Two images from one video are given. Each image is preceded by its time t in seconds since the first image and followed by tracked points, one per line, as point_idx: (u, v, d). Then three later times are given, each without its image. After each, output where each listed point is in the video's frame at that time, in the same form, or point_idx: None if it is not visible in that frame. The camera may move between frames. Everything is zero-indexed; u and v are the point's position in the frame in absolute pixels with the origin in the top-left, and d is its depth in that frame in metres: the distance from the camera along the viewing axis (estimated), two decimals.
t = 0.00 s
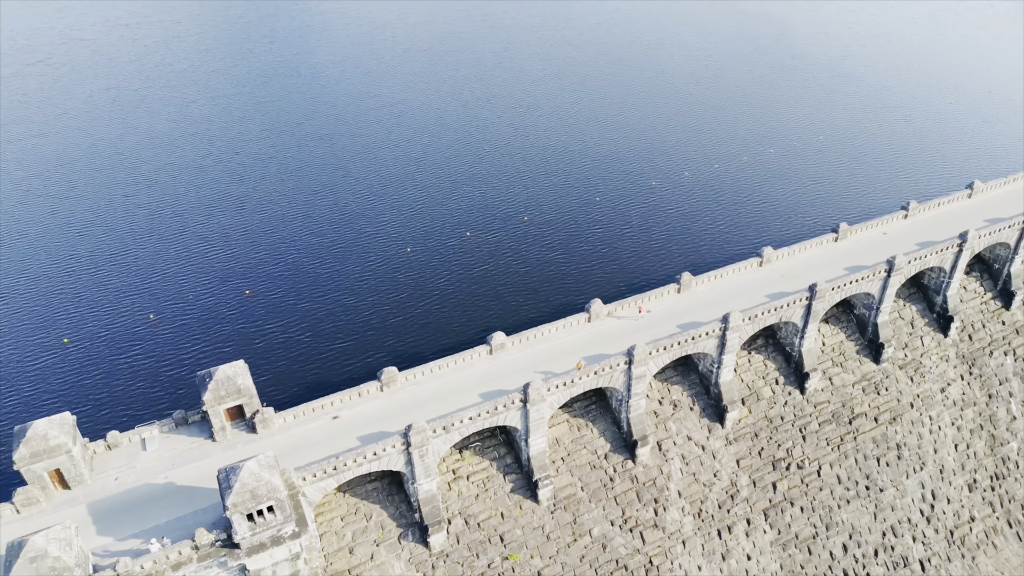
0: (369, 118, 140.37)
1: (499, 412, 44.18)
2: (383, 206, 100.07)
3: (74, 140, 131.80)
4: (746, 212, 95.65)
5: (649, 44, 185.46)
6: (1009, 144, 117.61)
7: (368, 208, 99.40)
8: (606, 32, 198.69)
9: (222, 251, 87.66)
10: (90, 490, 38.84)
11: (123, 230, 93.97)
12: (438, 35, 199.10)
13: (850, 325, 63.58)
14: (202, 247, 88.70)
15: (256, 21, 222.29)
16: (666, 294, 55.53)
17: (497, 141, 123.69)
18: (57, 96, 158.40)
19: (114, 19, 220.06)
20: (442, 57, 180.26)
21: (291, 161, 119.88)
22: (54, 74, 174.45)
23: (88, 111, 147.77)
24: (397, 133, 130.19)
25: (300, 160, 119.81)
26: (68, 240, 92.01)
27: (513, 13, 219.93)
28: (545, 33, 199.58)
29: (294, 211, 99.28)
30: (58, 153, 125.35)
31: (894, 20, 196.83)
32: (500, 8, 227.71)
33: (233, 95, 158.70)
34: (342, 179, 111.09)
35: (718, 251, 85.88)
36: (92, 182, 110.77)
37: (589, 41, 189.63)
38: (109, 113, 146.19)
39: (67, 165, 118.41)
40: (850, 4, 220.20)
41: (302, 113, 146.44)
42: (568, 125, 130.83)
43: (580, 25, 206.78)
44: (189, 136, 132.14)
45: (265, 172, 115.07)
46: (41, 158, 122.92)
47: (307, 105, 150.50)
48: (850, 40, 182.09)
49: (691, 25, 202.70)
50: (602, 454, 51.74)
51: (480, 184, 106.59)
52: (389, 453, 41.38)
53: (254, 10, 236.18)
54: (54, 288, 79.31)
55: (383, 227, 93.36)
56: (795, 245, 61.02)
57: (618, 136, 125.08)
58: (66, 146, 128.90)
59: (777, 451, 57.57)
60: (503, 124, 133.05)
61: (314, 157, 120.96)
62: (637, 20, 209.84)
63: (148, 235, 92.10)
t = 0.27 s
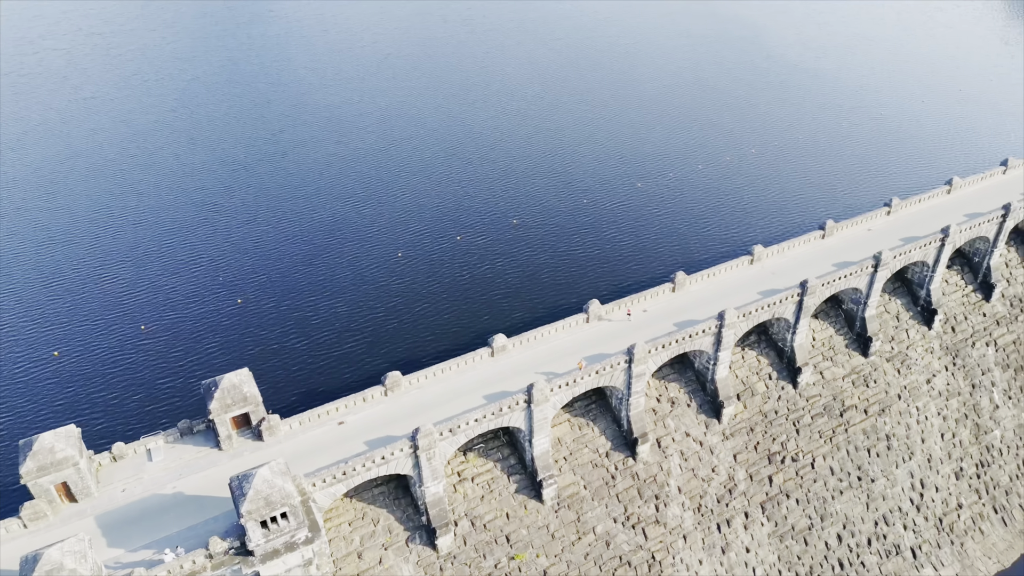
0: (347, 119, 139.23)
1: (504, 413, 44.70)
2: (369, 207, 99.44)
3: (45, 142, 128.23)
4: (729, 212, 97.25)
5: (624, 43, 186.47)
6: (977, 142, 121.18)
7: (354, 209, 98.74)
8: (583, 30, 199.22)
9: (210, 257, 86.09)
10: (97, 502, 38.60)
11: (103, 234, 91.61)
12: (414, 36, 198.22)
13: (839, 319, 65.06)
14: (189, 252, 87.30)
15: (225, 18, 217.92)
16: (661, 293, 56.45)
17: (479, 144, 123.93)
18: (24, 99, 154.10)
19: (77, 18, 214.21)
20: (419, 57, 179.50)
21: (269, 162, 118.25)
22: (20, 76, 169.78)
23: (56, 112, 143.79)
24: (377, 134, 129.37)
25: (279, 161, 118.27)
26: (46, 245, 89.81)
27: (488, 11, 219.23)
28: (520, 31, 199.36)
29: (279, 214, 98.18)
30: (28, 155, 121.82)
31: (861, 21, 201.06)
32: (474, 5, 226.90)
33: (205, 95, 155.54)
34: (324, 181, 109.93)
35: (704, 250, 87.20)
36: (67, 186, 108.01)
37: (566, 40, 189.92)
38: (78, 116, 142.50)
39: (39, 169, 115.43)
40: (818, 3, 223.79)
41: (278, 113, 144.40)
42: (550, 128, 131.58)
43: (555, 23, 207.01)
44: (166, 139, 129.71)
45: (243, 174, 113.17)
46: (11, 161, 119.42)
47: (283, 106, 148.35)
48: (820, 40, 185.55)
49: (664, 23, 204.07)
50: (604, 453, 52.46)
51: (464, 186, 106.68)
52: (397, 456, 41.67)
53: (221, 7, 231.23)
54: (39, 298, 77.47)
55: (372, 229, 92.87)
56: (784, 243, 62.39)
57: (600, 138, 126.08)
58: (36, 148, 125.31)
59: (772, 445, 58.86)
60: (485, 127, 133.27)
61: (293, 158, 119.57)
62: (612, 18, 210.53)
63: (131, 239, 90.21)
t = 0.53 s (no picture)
0: (330, 125, 138.65)
1: (509, 414, 45.22)
2: (358, 214, 99.34)
3: (21, 151, 125.73)
4: (715, 212, 98.77)
5: (603, 46, 187.95)
6: (951, 138, 124.15)
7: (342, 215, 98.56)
8: (562, 33, 200.12)
9: (200, 265, 85.24)
10: (105, 514, 38.42)
11: (89, 245, 90.29)
12: (393, 40, 197.85)
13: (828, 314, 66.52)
14: (178, 261, 86.37)
15: (200, 23, 214.99)
16: (657, 293, 57.38)
17: (463, 149, 124.22)
18: None
19: (47, 26, 210.30)
20: (399, 62, 179.28)
21: (253, 169, 117.39)
22: None
23: (32, 121, 141.20)
24: (362, 140, 129.00)
25: (262, 168, 117.42)
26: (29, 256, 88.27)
27: (466, 14, 219.37)
28: (499, 34, 199.86)
29: (267, 221, 97.55)
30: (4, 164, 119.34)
31: (834, 21, 204.72)
32: (453, 9, 226.71)
33: (183, 102, 153.74)
34: (310, 187, 109.44)
35: (692, 251, 88.59)
36: (46, 196, 106.15)
37: (546, 43, 190.90)
38: (53, 125, 140.12)
39: (17, 179, 113.27)
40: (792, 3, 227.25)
41: (260, 119, 143.45)
42: (534, 131, 132.26)
43: (533, 26, 207.82)
44: (146, 146, 127.99)
45: (227, 181, 112.22)
46: None
47: (263, 112, 147.24)
48: (795, 41, 188.68)
49: (643, 26, 205.83)
50: (605, 451, 53.18)
51: (452, 190, 106.92)
52: (405, 459, 41.97)
53: (195, 10, 228.22)
54: (25, 311, 76.13)
55: (362, 235, 92.85)
56: (774, 240, 63.75)
57: (584, 140, 127.05)
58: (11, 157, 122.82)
59: (767, 439, 60.15)
60: (469, 131, 133.57)
61: (277, 165, 118.79)
62: (591, 21, 211.85)
63: (117, 249, 89.09)
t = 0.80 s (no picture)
0: (313, 131, 137.91)
1: (514, 415, 45.77)
2: (347, 220, 99.10)
3: None
4: (701, 212, 100.18)
5: (582, 49, 189.35)
6: (925, 136, 127.21)
7: (331, 222, 98.29)
8: (543, 36, 200.88)
9: (189, 273, 84.36)
10: (114, 526, 38.26)
11: (74, 256, 89.06)
12: (372, 45, 197.30)
13: (817, 309, 67.93)
14: (166, 269, 85.34)
15: (174, 28, 212.07)
16: (652, 292, 58.27)
17: (448, 153, 124.39)
18: None
19: (17, 34, 206.21)
20: (379, 67, 178.92)
21: (236, 175, 116.34)
22: None
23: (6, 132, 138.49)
24: (346, 146, 128.63)
25: (246, 175, 116.44)
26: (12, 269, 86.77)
27: (444, 18, 219.41)
28: (478, 38, 200.22)
29: (255, 228, 96.81)
30: None
31: (807, 22, 208.34)
32: (431, 12, 226.39)
33: (161, 109, 151.77)
34: (295, 193, 108.85)
35: (681, 252, 89.86)
36: (26, 207, 104.29)
37: (526, 47, 191.71)
38: (28, 134, 137.74)
39: None
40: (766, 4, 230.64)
41: (239, 125, 141.92)
42: (518, 135, 132.92)
43: (512, 28, 208.32)
44: (126, 154, 126.13)
45: (210, 189, 111.12)
46: None
47: (243, 117, 145.87)
48: (771, 43, 191.56)
49: (621, 29, 207.57)
50: (606, 449, 53.89)
51: (439, 195, 107.10)
52: (414, 463, 42.32)
53: (169, 14, 225.03)
54: (12, 324, 74.99)
55: (352, 241, 92.64)
56: (764, 238, 65.04)
57: (569, 143, 127.91)
58: None
59: (762, 433, 61.37)
60: (453, 135, 133.77)
61: (261, 171, 117.99)
62: (570, 23, 212.90)
63: (103, 260, 87.87)
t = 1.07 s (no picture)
0: (295, 136, 137.15)
1: (519, 416, 46.28)
2: (335, 225, 98.69)
3: None
4: (687, 214, 101.63)
5: (562, 51, 190.67)
6: (901, 135, 130.17)
7: (320, 227, 97.82)
8: (522, 39, 201.59)
9: (178, 281, 83.48)
10: (124, 537, 38.11)
11: (58, 266, 87.73)
12: (352, 49, 196.74)
13: (807, 305, 69.32)
14: (155, 278, 84.33)
15: (149, 34, 209.07)
16: (648, 292, 59.15)
17: (434, 157, 124.50)
18: None
19: None
20: (361, 72, 178.69)
21: (219, 181, 115.28)
22: None
23: None
24: (330, 151, 127.93)
25: (230, 181, 115.35)
26: None
27: (423, 21, 219.40)
28: (458, 42, 200.63)
29: (243, 234, 95.93)
30: None
31: (782, 24, 211.72)
32: (410, 15, 225.72)
33: (139, 115, 149.77)
34: (281, 199, 108.16)
35: (669, 252, 91.04)
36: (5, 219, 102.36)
37: (507, 50, 192.31)
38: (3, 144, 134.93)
39: None
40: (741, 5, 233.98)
41: (220, 130, 140.47)
42: (502, 138, 133.39)
43: (491, 31, 209.04)
44: (104, 162, 124.09)
45: (194, 195, 109.95)
46: None
47: (224, 123, 144.49)
48: (747, 44, 194.52)
49: (600, 31, 209.11)
50: (607, 447, 54.58)
51: (426, 198, 107.15)
52: (422, 465, 42.64)
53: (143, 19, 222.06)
54: None
55: (342, 245, 92.25)
56: (754, 237, 66.32)
57: (553, 145, 128.68)
58: None
59: (757, 428, 62.62)
60: (437, 139, 133.85)
61: (245, 177, 116.92)
62: (549, 25, 213.71)
63: (88, 270, 86.63)
